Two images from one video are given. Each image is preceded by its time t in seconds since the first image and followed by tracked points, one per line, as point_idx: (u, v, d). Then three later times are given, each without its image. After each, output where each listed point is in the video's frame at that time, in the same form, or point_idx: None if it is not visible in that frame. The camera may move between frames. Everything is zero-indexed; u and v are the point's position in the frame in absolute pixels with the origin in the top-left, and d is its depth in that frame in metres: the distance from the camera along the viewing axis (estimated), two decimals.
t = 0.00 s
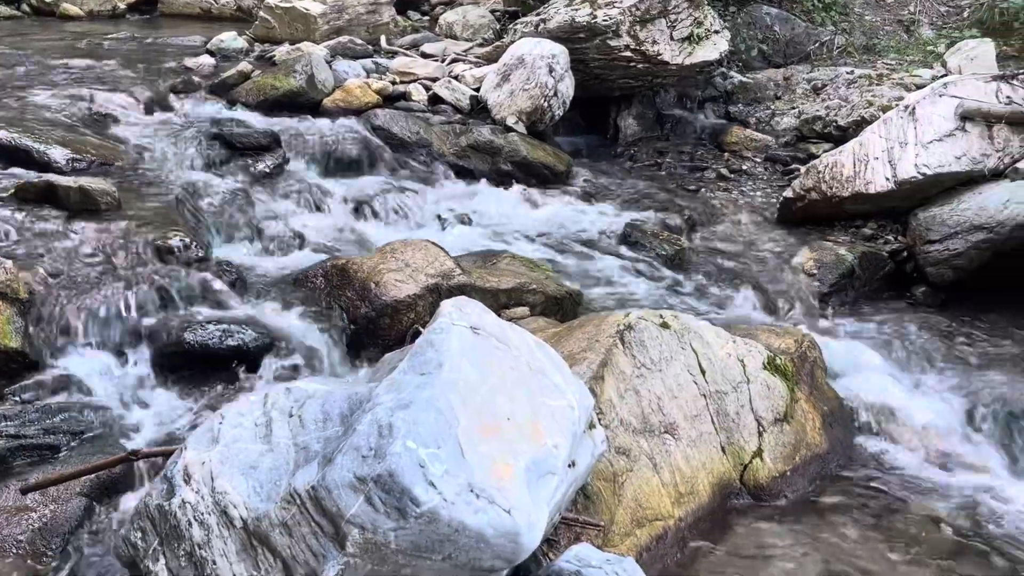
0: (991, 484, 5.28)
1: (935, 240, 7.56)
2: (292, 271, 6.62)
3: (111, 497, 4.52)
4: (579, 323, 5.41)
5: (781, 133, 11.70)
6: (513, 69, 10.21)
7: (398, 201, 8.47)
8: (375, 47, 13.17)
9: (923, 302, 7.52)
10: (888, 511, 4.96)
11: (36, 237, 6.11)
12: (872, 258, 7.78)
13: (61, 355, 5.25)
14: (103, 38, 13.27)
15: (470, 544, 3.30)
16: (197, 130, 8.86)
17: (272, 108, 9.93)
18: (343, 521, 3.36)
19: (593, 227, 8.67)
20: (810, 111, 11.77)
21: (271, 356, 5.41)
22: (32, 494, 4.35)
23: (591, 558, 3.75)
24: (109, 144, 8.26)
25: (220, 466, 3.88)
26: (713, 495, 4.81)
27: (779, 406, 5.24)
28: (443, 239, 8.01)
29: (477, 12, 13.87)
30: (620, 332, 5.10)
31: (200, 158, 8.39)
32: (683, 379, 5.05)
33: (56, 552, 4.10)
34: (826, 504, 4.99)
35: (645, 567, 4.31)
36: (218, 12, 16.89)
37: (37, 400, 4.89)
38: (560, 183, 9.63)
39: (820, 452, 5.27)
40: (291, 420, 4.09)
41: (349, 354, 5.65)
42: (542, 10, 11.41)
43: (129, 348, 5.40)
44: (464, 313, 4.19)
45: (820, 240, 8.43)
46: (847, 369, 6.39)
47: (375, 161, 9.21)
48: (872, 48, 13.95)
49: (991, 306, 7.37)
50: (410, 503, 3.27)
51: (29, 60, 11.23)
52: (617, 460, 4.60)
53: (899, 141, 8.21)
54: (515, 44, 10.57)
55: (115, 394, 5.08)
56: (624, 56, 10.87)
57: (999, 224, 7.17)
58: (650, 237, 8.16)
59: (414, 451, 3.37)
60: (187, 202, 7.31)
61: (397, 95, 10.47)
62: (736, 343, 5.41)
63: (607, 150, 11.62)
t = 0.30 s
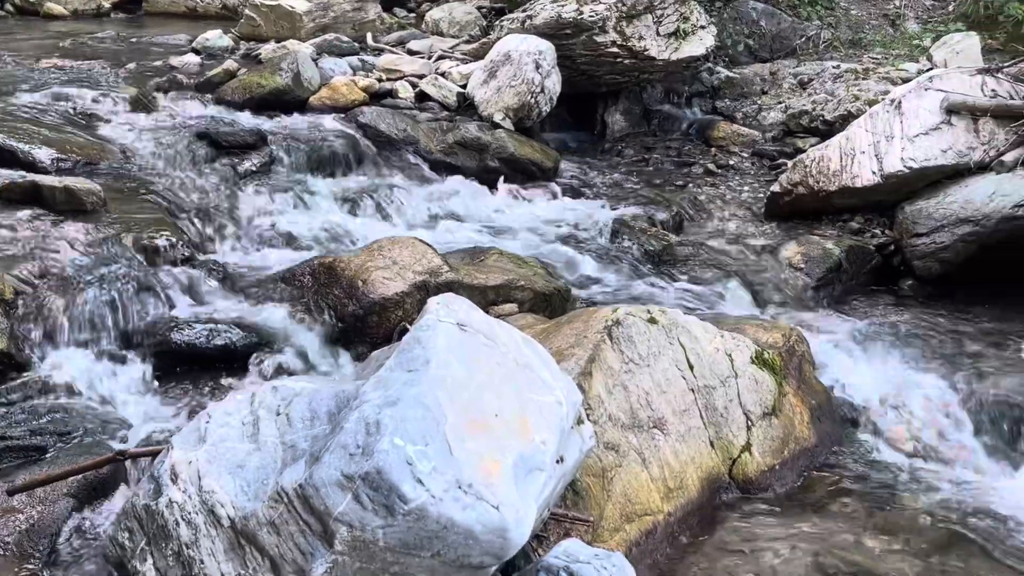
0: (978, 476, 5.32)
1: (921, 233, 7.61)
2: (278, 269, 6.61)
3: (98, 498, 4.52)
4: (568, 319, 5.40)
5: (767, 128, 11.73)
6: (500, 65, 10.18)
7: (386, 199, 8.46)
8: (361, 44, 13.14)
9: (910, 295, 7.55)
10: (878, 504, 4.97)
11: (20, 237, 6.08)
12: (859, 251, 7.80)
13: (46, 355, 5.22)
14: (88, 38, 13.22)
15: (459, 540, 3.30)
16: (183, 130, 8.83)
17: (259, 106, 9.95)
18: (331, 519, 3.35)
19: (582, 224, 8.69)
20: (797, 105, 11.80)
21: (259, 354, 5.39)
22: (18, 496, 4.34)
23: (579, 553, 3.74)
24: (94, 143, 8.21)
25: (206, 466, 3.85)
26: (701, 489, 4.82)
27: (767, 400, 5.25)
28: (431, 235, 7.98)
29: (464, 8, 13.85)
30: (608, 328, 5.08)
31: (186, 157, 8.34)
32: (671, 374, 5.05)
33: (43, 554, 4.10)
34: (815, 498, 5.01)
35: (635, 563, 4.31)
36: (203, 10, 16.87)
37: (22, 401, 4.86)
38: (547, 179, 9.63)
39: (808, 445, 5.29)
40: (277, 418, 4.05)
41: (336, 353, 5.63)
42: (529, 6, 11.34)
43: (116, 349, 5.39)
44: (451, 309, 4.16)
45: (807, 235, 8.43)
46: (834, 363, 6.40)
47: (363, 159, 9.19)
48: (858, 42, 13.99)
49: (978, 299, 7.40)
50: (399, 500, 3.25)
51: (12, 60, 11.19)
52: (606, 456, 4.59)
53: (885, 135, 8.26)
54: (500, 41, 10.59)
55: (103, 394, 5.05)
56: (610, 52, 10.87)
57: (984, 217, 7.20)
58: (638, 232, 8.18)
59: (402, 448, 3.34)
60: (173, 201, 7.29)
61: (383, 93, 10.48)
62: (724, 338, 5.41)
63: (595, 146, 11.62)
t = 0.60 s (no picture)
0: (966, 466, 5.35)
1: (908, 224, 7.64)
2: (266, 267, 6.61)
3: (86, 498, 4.53)
4: (557, 314, 5.39)
5: (755, 122, 11.82)
6: (487, 62, 10.19)
7: (374, 197, 8.46)
8: (348, 41, 13.12)
9: (898, 286, 7.58)
10: (867, 496, 5.00)
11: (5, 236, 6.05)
12: (847, 243, 7.84)
13: (33, 356, 5.20)
14: (72, 37, 13.15)
15: (449, 536, 3.29)
16: (169, 128, 8.81)
17: (245, 103, 9.99)
18: (320, 516, 3.34)
19: (569, 218, 8.72)
20: (784, 99, 11.82)
21: (248, 353, 5.41)
22: (7, 497, 4.34)
23: (569, 548, 3.73)
24: (79, 143, 8.16)
25: (194, 464, 3.84)
26: (692, 483, 4.83)
27: (756, 392, 5.27)
28: (420, 232, 7.98)
29: (450, 4, 13.84)
30: (597, 322, 5.09)
31: (173, 155, 8.33)
32: (660, 368, 5.06)
33: (32, 554, 4.10)
34: (804, 490, 5.03)
35: (626, 557, 4.32)
36: (189, 8, 16.83)
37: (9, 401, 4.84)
38: (535, 175, 9.65)
39: (797, 438, 5.31)
40: (266, 416, 4.06)
41: (325, 350, 5.63)
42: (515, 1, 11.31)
43: (103, 348, 5.37)
44: (438, 305, 4.14)
45: (795, 228, 8.44)
46: (821, 356, 6.42)
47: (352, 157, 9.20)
48: (844, 35, 14.05)
49: (965, 289, 7.45)
50: (388, 496, 3.24)
51: None
52: (596, 450, 4.59)
53: (871, 128, 8.24)
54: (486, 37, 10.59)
55: (92, 394, 5.03)
56: (597, 46, 10.90)
57: (970, 208, 7.25)
58: (626, 227, 8.21)
59: (390, 445, 3.32)
60: (160, 199, 7.27)
61: (370, 89, 10.50)
62: (712, 331, 5.43)
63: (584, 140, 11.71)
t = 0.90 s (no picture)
0: (954, 455, 5.39)
1: (894, 216, 7.64)
2: (252, 263, 6.61)
3: (74, 497, 4.50)
4: (544, 308, 5.39)
5: (741, 114, 11.78)
6: (473, 56, 10.17)
7: (360, 193, 8.43)
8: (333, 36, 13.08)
9: (884, 278, 7.64)
10: (855, 487, 5.03)
11: None
12: (833, 235, 7.88)
13: (18, 354, 5.16)
14: (57, 34, 13.08)
15: (438, 531, 3.29)
16: (154, 125, 8.78)
17: (229, 99, 9.86)
18: (309, 512, 3.33)
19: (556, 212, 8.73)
20: (770, 92, 11.86)
21: (236, 350, 5.39)
22: None
23: (558, 541, 3.74)
24: (64, 141, 8.09)
25: (182, 462, 3.82)
26: (681, 475, 4.83)
27: (743, 384, 5.29)
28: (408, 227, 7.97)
29: None
30: (585, 316, 5.08)
31: (158, 151, 8.28)
32: (648, 361, 5.07)
33: (20, 554, 4.10)
34: (792, 481, 5.06)
35: (615, 550, 4.33)
36: (173, 5, 16.77)
37: None
38: (522, 170, 9.66)
39: (785, 429, 5.33)
40: (253, 414, 4.02)
41: (313, 347, 5.62)
42: None
43: (89, 345, 5.35)
44: (425, 300, 4.13)
45: (781, 220, 8.46)
46: (807, 347, 6.45)
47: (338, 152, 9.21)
48: (829, 28, 14.13)
49: (951, 280, 7.50)
50: (377, 492, 3.24)
51: None
52: (584, 443, 4.58)
53: (857, 120, 8.28)
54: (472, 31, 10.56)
55: (79, 394, 5.00)
56: (584, 40, 10.89)
57: (955, 199, 7.25)
58: (614, 222, 8.22)
59: (378, 440, 3.32)
60: (146, 196, 7.23)
61: (356, 84, 10.55)
62: (700, 324, 5.43)
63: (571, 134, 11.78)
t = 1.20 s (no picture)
0: (941, 445, 5.41)
1: (880, 207, 7.67)
2: (238, 259, 6.59)
3: (60, 495, 4.49)
4: (532, 302, 5.39)
5: (726, 107, 11.81)
6: (459, 50, 10.16)
7: (347, 189, 8.44)
8: (318, 32, 13.04)
9: (870, 269, 7.66)
10: (844, 478, 5.05)
11: None
12: (820, 226, 7.85)
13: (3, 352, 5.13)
14: (39, 31, 12.99)
15: (426, 525, 3.28)
16: (139, 121, 8.73)
17: (213, 95, 9.86)
18: (296, 508, 3.29)
19: (543, 205, 8.74)
20: (755, 84, 11.89)
21: (222, 347, 5.38)
22: None
23: (547, 534, 3.73)
24: (47, 137, 8.05)
25: (169, 459, 3.80)
26: (669, 467, 4.85)
27: (731, 376, 5.30)
28: (395, 222, 7.96)
29: None
30: (572, 309, 5.07)
31: (143, 148, 8.23)
32: (636, 354, 5.07)
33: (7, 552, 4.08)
34: (781, 472, 5.07)
35: (604, 542, 4.34)
36: (157, 1, 16.72)
37: None
38: (509, 164, 9.67)
39: (772, 420, 5.35)
40: (240, 409, 4.00)
41: (301, 342, 5.63)
42: None
43: (75, 343, 5.32)
44: (411, 295, 4.11)
45: (767, 212, 8.46)
46: (794, 339, 6.48)
47: (325, 148, 9.20)
48: (814, 20, 14.21)
49: (936, 270, 7.55)
50: (364, 487, 3.21)
51: None
52: (573, 436, 4.59)
53: (842, 111, 8.31)
54: (457, 25, 10.55)
55: (65, 391, 4.98)
56: (569, 34, 10.92)
57: (941, 190, 7.28)
58: (600, 216, 8.32)
59: (366, 435, 3.28)
60: (131, 193, 7.20)
61: (341, 79, 10.50)
62: (687, 316, 5.44)
63: (557, 128, 11.70)
